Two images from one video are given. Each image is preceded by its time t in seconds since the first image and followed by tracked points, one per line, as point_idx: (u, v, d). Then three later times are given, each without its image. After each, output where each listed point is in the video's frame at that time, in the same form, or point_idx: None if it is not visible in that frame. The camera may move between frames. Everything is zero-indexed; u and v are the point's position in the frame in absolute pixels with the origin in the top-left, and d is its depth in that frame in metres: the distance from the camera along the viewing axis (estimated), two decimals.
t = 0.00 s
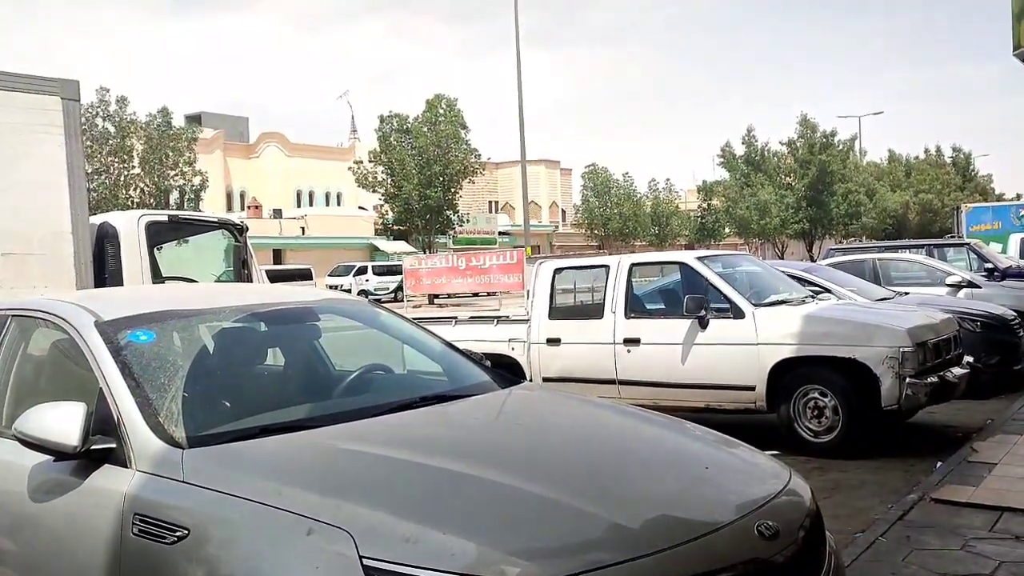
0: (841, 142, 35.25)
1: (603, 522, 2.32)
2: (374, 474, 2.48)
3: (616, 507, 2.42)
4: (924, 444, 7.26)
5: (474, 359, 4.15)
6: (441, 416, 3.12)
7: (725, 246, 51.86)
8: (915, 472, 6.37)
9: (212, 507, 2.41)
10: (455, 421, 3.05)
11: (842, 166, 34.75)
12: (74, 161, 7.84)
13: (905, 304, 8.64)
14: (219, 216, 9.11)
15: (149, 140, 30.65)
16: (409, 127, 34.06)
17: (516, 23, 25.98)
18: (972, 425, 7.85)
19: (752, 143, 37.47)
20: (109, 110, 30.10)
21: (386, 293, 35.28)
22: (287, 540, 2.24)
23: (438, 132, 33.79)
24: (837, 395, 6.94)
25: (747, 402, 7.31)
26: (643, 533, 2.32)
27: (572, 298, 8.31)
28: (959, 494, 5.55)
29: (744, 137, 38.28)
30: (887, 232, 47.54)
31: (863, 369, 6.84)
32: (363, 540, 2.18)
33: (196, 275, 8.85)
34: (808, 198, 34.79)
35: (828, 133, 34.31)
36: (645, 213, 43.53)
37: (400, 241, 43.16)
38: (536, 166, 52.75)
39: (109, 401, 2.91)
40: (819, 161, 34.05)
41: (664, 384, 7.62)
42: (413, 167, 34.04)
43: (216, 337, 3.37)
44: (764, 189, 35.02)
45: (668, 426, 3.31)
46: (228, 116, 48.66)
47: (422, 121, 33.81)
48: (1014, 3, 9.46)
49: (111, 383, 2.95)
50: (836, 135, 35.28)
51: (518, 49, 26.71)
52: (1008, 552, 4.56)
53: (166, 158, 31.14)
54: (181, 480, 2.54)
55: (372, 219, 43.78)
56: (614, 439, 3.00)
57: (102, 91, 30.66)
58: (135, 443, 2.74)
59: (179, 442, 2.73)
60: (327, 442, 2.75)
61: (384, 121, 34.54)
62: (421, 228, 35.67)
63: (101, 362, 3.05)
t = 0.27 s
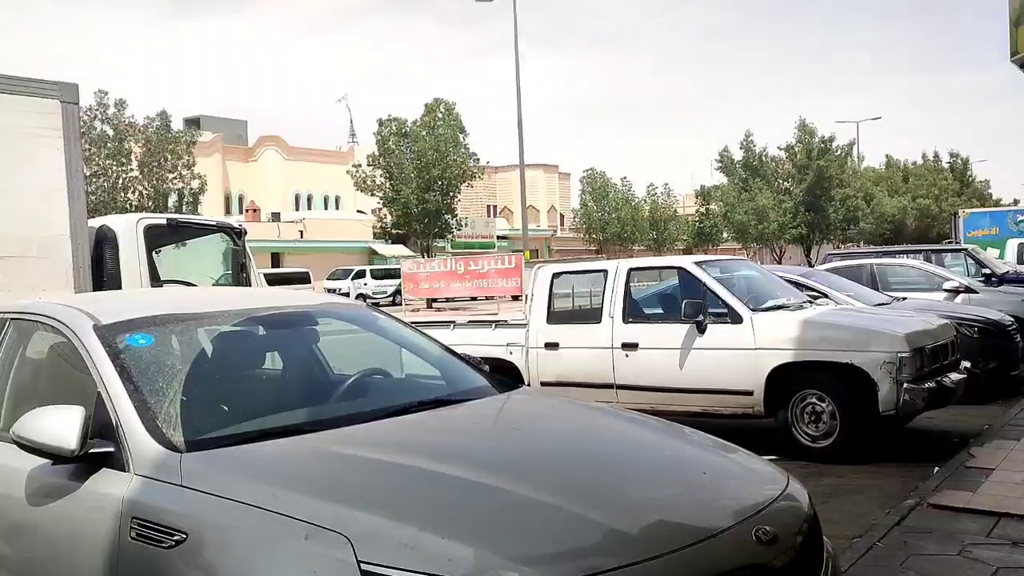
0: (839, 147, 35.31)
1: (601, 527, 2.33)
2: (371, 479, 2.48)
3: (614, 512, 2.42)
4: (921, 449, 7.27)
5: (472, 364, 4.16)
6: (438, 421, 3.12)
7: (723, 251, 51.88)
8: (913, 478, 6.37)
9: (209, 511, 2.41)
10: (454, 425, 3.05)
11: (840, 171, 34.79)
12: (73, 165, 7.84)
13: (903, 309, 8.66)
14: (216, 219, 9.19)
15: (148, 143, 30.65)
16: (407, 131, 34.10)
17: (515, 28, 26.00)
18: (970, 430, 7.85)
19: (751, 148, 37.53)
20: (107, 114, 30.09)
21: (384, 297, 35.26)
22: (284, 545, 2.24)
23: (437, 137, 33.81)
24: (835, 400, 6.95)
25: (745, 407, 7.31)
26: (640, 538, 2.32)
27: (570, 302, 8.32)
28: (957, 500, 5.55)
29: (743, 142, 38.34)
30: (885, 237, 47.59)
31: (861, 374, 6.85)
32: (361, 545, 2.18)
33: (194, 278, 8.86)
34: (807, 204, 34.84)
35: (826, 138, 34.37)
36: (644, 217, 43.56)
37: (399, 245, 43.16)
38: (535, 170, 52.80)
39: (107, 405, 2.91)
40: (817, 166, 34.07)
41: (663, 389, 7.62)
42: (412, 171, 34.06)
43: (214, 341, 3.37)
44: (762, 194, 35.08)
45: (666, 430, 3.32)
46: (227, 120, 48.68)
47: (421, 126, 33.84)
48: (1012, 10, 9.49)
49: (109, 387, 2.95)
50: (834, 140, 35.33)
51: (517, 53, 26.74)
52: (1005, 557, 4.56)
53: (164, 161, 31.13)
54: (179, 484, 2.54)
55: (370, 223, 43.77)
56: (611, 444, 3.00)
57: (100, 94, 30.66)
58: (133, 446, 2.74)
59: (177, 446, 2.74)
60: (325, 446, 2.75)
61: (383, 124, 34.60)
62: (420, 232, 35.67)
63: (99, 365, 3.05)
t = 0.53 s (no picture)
0: (836, 153, 35.38)
1: (597, 533, 2.32)
2: (367, 484, 2.47)
3: (610, 518, 2.42)
4: (918, 456, 7.27)
5: (468, 368, 4.15)
6: (434, 426, 3.11)
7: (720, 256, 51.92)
8: (909, 484, 6.38)
9: (204, 516, 2.40)
10: (451, 430, 3.05)
11: (837, 177, 34.87)
12: (69, 168, 7.83)
13: (899, 316, 8.67)
14: (212, 223, 9.18)
15: (145, 146, 30.63)
16: (405, 135, 34.12)
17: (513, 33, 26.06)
18: (966, 437, 7.86)
19: (748, 154, 37.61)
20: (104, 117, 30.05)
21: (380, 301, 35.25)
22: (279, 550, 2.24)
23: (435, 141, 33.83)
24: (831, 406, 6.95)
25: (742, 413, 7.31)
26: (636, 544, 2.32)
27: (567, 307, 8.32)
28: (953, 506, 5.55)
29: (740, 148, 38.41)
30: (882, 243, 47.69)
31: (857, 380, 6.85)
32: (356, 551, 2.18)
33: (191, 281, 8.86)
34: (803, 210, 34.91)
35: (823, 145, 34.47)
36: (641, 223, 43.59)
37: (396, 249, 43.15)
38: (533, 176, 52.85)
39: (103, 409, 2.90)
40: (813, 173, 33.87)
41: (659, 395, 7.62)
42: (409, 175, 34.06)
43: (210, 345, 3.37)
44: (759, 200, 35.14)
45: (662, 436, 3.31)
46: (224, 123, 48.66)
47: (418, 130, 33.87)
48: (1008, 18, 9.53)
49: (104, 391, 2.95)
50: (832, 146, 35.41)
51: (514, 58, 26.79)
52: (1001, 564, 4.56)
53: (161, 165, 31.08)
54: (174, 489, 2.53)
55: (367, 227, 43.75)
56: (607, 450, 3.00)
57: (97, 97, 30.63)
58: (128, 451, 2.73)
59: (172, 450, 2.73)
60: (321, 451, 2.74)
61: (381, 129, 34.67)
62: (417, 236, 35.66)
63: (95, 369, 3.04)
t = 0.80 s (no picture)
0: (831, 161, 35.50)
1: (592, 539, 2.32)
2: (362, 489, 2.47)
3: (605, 525, 2.41)
4: (912, 463, 7.28)
5: (464, 374, 4.15)
6: (430, 432, 3.11)
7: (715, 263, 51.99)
8: (903, 492, 6.38)
9: (198, 521, 2.39)
10: (447, 436, 3.05)
11: (832, 185, 34.96)
12: (65, 171, 7.83)
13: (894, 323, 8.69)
14: (209, 227, 9.12)
15: (141, 150, 30.60)
16: (402, 141, 34.15)
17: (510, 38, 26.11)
18: (960, 444, 7.88)
19: (744, 161, 37.71)
20: (100, 120, 30.03)
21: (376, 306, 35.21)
22: (274, 555, 2.23)
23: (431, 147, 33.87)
24: (826, 413, 6.95)
25: (737, 420, 7.31)
26: (631, 551, 2.32)
27: (563, 313, 8.33)
28: (947, 514, 5.55)
29: (736, 155, 38.50)
30: (877, 251, 47.80)
31: (852, 387, 6.86)
32: (350, 556, 2.17)
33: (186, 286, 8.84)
34: (799, 217, 35.01)
35: (819, 152, 34.59)
36: (636, 229, 43.64)
37: (392, 254, 43.15)
38: (529, 181, 52.89)
39: (97, 413, 2.89)
40: (810, 180, 34.29)
41: (654, 401, 7.62)
42: (405, 180, 34.08)
43: (205, 349, 3.36)
44: (755, 208, 35.23)
45: (657, 443, 3.31)
46: (220, 128, 48.66)
47: (415, 136, 33.91)
48: (1003, 27, 9.59)
49: (98, 395, 2.94)
50: (827, 154, 35.53)
51: (510, 64, 26.84)
52: (995, 572, 4.57)
53: (156, 169, 31.05)
54: (167, 494, 2.52)
55: (363, 232, 43.73)
56: (603, 456, 3.00)
57: (93, 101, 30.61)
58: (122, 455, 2.72)
59: (166, 455, 2.72)
60: (317, 456, 2.74)
61: (377, 134, 34.71)
62: (413, 241, 35.66)
63: (89, 373, 3.03)
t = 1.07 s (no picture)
0: (829, 168, 35.57)
1: (589, 543, 2.32)
2: (358, 492, 2.47)
3: (602, 528, 2.41)
4: (909, 468, 7.29)
5: (461, 377, 4.15)
6: (426, 435, 3.10)
7: (712, 269, 52.03)
8: (900, 497, 6.38)
9: (194, 523, 2.39)
10: (444, 439, 3.04)
11: (830, 191, 35.00)
12: (63, 174, 7.81)
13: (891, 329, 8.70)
14: (206, 230, 9.10)
15: (138, 154, 30.55)
16: (400, 145, 34.19)
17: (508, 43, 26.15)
18: (957, 450, 7.88)
19: (741, 167, 37.77)
20: (98, 123, 29.99)
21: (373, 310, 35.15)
22: (270, 558, 2.23)
23: (429, 151, 33.92)
24: (823, 419, 6.97)
25: (734, 425, 7.30)
26: (628, 554, 2.32)
27: (560, 318, 8.33)
28: (944, 520, 5.55)
29: (734, 161, 38.56)
30: (873, 257, 47.85)
31: (848, 393, 6.86)
32: (347, 558, 2.17)
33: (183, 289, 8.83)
34: (796, 223, 35.08)
35: (816, 159, 34.67)
36: (634, 234, 43.67)
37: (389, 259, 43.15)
38: (526, 186, 52.92)
39: (93, 415, 2.89)
40: (806, 187, 34.15)
41: (651, 406, 7.62)
42: (403, 185, 34.08)
43: (202, 352, 3.36)
44: (752, 213, 35.27)
45: (654, 447, 3.31)
46: (218, 132, 48.64)
47: (413, 140, 33.97)
48: (1000, 35, 9.62)
49: (95, 397, 2.93)
50: (825, 160, 35.60)
51: (509, 69, 26.88)
52: None
53: (154, 172, 31.01)
54: (163, 496, 2.51)
55: (361, 237, 43.69)
56: (601, 460, 3.00)
57: (91, 104, 30.58)
58: (118, 457, 2.72)
59: (163, 456, 2.72)
60: (313, 459, 2.73)
61: (375, 139, 34.74)
62: (410, 246, 35.66)
63: (86, 375, 3.03)
